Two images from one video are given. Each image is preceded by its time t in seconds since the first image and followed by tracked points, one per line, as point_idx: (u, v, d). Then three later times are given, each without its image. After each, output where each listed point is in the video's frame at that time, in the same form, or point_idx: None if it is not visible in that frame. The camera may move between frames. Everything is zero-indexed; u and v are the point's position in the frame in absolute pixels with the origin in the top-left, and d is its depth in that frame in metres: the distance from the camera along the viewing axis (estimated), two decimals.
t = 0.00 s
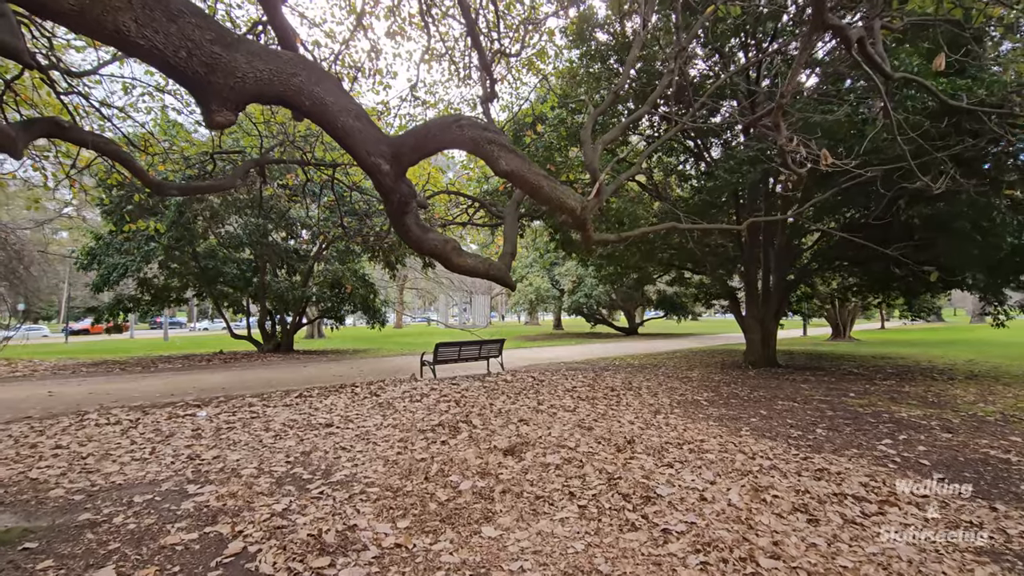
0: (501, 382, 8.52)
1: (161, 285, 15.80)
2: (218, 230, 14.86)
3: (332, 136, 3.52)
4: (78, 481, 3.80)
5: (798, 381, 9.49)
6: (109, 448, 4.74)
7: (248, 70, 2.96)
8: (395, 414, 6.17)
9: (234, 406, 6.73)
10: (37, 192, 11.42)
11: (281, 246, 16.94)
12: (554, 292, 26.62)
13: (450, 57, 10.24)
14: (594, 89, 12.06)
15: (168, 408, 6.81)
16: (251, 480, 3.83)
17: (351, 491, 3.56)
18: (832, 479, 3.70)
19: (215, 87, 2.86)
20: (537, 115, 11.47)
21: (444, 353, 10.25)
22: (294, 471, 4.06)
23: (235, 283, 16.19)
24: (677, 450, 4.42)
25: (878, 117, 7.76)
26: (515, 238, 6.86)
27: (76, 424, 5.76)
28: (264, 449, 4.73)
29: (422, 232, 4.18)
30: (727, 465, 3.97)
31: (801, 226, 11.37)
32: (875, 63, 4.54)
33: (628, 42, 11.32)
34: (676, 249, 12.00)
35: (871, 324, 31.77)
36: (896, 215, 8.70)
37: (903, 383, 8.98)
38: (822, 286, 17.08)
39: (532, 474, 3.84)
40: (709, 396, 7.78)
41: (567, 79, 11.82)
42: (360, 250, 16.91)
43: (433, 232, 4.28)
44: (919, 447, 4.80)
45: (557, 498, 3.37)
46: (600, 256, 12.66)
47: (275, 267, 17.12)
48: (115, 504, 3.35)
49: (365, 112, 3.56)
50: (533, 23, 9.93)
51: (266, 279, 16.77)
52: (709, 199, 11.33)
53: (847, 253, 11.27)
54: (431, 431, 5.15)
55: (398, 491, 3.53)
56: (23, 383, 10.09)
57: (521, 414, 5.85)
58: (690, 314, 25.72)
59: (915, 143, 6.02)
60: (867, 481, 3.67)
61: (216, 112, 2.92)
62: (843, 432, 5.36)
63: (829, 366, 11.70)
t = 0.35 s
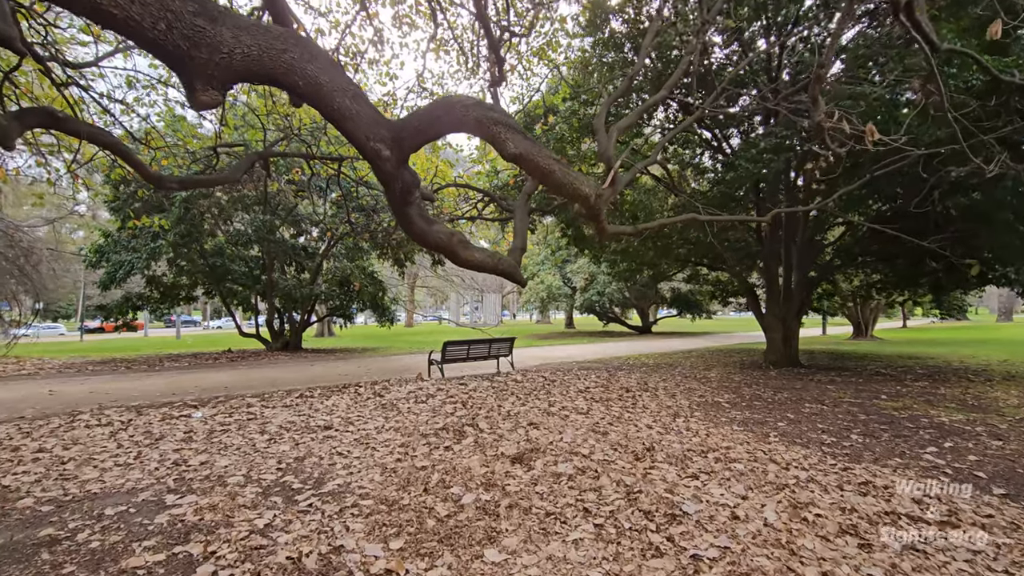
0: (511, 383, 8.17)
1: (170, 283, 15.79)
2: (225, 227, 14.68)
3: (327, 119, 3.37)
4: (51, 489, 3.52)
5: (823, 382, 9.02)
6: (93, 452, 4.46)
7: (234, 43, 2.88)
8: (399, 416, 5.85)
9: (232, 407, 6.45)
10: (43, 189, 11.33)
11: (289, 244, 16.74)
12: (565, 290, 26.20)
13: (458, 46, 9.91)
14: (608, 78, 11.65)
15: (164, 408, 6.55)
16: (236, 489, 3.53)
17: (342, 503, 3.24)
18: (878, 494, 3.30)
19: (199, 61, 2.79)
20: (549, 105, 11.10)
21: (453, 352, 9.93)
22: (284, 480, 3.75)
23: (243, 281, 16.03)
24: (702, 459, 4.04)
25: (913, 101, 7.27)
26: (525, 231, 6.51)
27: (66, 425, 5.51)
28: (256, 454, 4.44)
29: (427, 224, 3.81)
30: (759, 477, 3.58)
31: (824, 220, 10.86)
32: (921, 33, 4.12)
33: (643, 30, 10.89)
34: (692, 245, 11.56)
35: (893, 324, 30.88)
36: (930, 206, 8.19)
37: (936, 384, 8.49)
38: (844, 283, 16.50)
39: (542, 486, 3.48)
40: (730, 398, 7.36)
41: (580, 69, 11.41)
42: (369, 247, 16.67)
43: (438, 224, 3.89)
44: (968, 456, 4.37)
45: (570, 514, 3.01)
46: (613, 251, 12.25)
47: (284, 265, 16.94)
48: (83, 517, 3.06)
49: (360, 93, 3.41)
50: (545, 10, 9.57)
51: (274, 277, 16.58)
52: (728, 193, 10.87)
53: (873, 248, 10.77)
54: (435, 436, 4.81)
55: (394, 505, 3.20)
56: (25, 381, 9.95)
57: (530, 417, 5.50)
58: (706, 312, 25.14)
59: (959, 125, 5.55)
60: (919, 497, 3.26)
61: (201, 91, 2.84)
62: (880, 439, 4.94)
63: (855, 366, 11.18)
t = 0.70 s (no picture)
0: (516, 383, 7.87)
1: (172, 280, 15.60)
2: (225, 224, 14.42)
3: (317, 104, 3.03)
4: (15, 505, 3.24)
5: (840, 382, 8.66)
6: (69, 461, 4.18)
7: (209, 18, 2.55)
8: (398, 420, 5.54)
9: (224, 410, 6.18)
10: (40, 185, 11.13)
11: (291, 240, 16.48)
12: (572, 286, 25.85)
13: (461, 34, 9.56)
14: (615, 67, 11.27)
15: (155, 411, 6.29)
16: (215, 506, 3.24)
17: (328, 524, 2.95)
18: (923, 513, 2.98)
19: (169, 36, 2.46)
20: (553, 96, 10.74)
21: (456, 350, 9.64)
22: (267, 496, 3.45)
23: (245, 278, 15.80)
24: (723, 470, 3.72)
25: (939, 88, 6.89)
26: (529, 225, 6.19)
27: (48, 430, 5.24)
28: (242, 464, 4.15)
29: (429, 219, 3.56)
30: (788, 493, 3.25)
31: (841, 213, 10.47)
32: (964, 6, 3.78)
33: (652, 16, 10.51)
34: (703, 240, 11.19)
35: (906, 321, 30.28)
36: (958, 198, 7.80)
37: (961, 384, 8.11)
38: (857, 279, 16.07)
39: (550, 502, 3.17)
40: (746, 400, 7.02)
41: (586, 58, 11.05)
42: (371, 243, 16.39)
43: (439, 219, 3.66)
44: (1012, 466, 4.02)
45: (580, 538, 2.70)
46: (621, 247, 11.90)
47: (285, 262, 16.69)
48: (43, 539, 2.78)
49: (353, 75, 3.07)
50: None
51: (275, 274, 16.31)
52: (741, 186, 10.47)
53: (891, 242, 10.38)
54: (434, 443, 4.50)
55: (385, 525, 2.90)
56: (20, 381, 9.74)
57: (537, 422, 5.19)
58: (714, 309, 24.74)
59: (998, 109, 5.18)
60: (969, 518, 2.94)
61: (176, 73, 2.52)
62: (912, 446, 4.60)
63: (872, 365, 10.81)
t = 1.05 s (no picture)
0: (521, 382, 7.50)
1: (171, 276, 15.35)
2: (222, 218, 14.11)
3: (306, 81, 3.01)
4: None
5: (861, 381, 8.26)
6: (36, 470, 3.86)
7: None
8: (395, 424, 5.19)
9: (212, 411, 5.85)
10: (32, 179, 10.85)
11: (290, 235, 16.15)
12: (577, 282, 25.43)
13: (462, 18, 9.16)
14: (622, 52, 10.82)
15: (140, 412, 5.96)
16: (183, 525, 2.91)
17: (307, 549, 2.61)
18: (985, 538, 2.61)
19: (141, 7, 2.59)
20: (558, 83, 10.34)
21: (458, 348, 9.28)
22: (244, 512, 3.11)
23: (244, 274, 15.50)
24: (752, 483, 3.35)
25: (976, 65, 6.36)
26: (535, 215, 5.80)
27: (21, 434, 4.91)
28: (222, 473, 3.81)
29: (425, 207, 3.41)
30: (828, 512, 2.89)
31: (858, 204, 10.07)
32: None
33: None
34: (714, 233, 10.80)
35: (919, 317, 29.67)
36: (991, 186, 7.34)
37: (989, 384, 7.70)
38: (872, 273, 15.61)
39: (559, 523, 2.81)
40: (764, 400, 6.63)
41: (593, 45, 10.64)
42: (373, 238, 16.04)
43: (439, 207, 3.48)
44: None
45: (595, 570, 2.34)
46: (629, 240, 11.50)
47: (285, 258, 16.37)
48: None
49: (342, 51, 3.01)
50: None
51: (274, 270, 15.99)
52: (755, 176, 10.04)
53: (911, 234, 9.96)
54: (431, 450, 4.15)
55: (372, 551, 2.56)
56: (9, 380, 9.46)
57: (543, 426, 4.83)
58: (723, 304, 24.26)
59: None
60: None
61: (143, 41, 2.61)
62: (953, 454, 4.21)
63: (892, 363, 10.39)
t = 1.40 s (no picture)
0: (524, 382, 7.20)
1: (171, 271, 15.16)
2: (221, 212, 13.87)
3: (291, 61, 2.96)
4: None
5: (880, 380, 7.89)
6: None
7: None
8: (391, 427, 4.90)
9: (201, 413, 5.59)
10: (25, 171, 10.61)
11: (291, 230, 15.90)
12: (583, 277, 25.06)
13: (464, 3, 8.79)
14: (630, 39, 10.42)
15: (127, 413, 5.72)
16: (148, 547, 2.62)
17: None
18: None
19: None
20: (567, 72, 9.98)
21: (460, 345, 8.98)
22: (217, 530, 2.83)
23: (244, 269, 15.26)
24: (778, 499, 3.03)
25: None
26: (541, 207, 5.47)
27: None
28: (200, 483, 3.53)
29: (422, 196, 3.21)
30: (867, 535, 2.57)
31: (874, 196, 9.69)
32: None
33: None
34: (725, 226, 10.44)
35: (932, 314, 29.13)
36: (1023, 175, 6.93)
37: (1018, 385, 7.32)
38: (886, 269, 15.19)
39: (564, 547, 2.52)
40: (781, 402, 6.29)
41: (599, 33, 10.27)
42: (375, 233, 15.76)
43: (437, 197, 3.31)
44: None
45: None
46: (637, 234, 11.15)
47: (286, 253, 16.11)
48: None
49: (327, 23, 2.98)
50: None
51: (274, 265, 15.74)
52: (768, 168, 9.66)
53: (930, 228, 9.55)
54: (428, 458, 3.85)
55: None
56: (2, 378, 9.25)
57: (547, 431, 4.52)
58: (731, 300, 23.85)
59: None
60: None
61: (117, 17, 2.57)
62: (993, 465, 3.86)
63: (911, 361, 10.00)
